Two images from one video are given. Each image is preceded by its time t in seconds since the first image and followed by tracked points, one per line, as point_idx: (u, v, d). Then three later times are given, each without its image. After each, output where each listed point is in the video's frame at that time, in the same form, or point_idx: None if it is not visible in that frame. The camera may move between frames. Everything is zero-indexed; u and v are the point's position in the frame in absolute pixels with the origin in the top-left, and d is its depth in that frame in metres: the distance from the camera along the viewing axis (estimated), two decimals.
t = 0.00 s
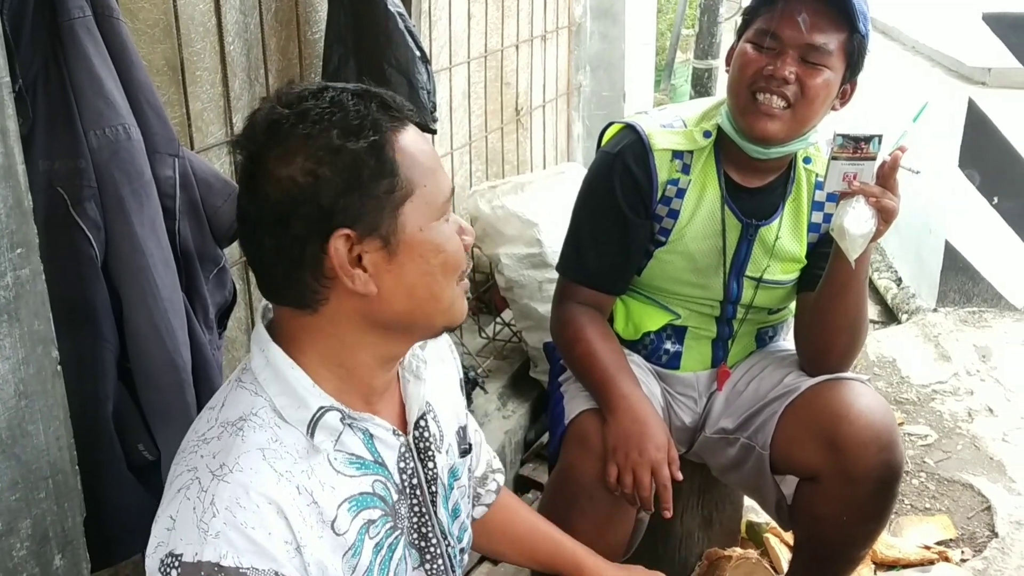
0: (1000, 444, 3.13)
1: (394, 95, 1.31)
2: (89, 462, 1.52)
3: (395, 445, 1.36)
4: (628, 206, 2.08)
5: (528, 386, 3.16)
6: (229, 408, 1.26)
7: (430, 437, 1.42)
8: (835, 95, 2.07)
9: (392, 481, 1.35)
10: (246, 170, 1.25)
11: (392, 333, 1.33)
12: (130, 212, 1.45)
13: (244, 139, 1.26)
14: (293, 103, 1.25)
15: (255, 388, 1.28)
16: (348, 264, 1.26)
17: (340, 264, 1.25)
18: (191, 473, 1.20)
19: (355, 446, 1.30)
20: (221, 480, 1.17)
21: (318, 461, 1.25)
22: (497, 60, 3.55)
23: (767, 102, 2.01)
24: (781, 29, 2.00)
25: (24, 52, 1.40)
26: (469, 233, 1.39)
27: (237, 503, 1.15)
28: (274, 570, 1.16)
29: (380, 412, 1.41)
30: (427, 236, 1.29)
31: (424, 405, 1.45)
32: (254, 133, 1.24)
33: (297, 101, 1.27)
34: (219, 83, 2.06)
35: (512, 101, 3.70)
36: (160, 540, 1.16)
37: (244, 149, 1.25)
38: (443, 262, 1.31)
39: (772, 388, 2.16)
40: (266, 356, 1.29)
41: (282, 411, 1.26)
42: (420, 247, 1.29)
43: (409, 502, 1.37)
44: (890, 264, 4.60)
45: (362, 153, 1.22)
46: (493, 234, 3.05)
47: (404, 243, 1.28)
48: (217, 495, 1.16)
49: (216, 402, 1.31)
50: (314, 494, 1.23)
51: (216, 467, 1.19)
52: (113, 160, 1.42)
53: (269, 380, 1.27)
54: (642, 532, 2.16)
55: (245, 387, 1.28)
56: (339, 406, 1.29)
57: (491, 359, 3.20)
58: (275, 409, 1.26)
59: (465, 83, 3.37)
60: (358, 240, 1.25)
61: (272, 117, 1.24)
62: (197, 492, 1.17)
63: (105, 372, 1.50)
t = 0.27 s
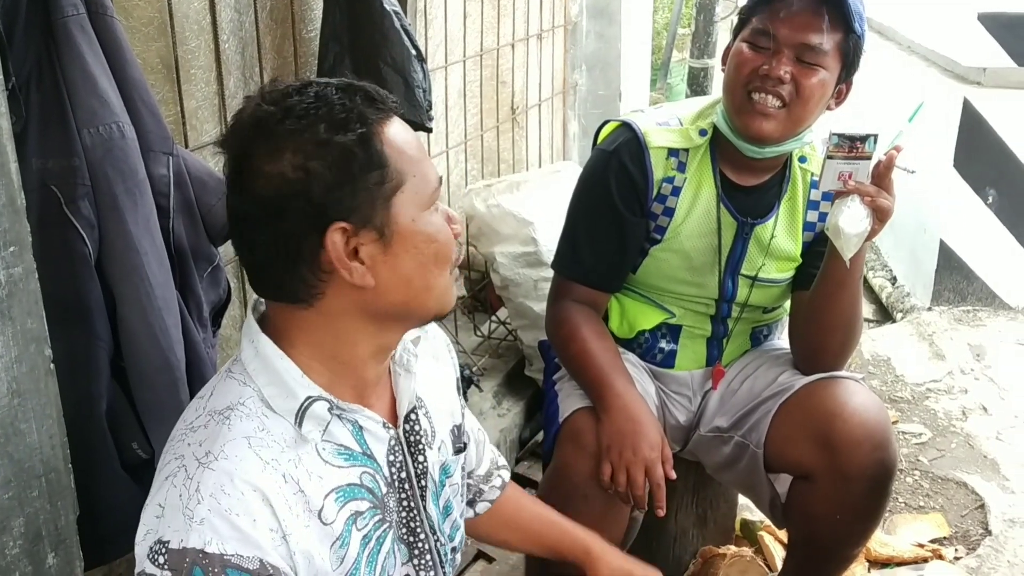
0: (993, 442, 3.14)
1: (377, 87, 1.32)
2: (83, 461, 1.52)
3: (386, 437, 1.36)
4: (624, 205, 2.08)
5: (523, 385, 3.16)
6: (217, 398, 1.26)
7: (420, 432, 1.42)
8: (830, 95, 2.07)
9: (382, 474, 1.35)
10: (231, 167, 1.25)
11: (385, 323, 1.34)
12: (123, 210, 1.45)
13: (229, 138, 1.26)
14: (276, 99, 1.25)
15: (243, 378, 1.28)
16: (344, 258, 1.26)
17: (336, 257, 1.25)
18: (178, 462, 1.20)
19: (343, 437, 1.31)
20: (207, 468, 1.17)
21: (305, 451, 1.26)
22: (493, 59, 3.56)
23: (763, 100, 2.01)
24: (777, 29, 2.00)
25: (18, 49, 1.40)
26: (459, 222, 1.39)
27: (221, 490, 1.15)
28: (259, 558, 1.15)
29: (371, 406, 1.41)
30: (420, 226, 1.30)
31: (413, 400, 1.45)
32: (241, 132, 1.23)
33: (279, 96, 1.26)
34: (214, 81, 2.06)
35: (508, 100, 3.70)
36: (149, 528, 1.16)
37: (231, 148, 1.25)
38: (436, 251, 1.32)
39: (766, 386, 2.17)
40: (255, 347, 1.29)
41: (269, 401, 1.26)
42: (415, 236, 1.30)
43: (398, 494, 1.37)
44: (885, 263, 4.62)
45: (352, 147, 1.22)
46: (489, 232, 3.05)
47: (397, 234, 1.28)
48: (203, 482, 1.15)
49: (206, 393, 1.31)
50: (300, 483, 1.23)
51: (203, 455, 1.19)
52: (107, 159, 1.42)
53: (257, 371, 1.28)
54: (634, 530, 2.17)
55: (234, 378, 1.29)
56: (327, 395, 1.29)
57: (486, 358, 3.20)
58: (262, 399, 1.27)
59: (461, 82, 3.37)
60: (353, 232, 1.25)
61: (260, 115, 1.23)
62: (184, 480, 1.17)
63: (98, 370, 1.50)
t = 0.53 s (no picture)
0: (991, 442, 3.14)
1: (372, 87, 1.32)
2: (79, 461, 1.52)
3: (396, 426, 1.37)
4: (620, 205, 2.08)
5: (521, 385, 3.16)
6: (238, 400, 1.25)
7: (425, 418, 1.46)
8: (828, 95, 2.07)
9: (395, 462, 1.36)
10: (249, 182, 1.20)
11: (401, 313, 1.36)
12: (119, 209, 1.45)
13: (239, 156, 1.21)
14: (286, 111, 1.23)
15: (261, 378, 1.28)
16: (382, 262, 1.26)
17: (373, 261, 1.25)
18: (210, 468, 1.18)
19: (361, 428, 1.31)
20: (245, 471, 1.15)
21: (332, 445, 1.26)
22: (491, 58, 3.55)
23: (761, 100, 2.01)
24: (774, 29, 2.00)
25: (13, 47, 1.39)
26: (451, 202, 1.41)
27: (265, 492, 1.14)
28: (302, 557, 1.15)
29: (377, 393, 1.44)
30: (436, 218, 1.32)
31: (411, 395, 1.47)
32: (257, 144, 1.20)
33: (285, 108, 1.24)
34: (211, 80, 2.06)
35: (506, 99, 3.70)
36: (181, 536, 1.14)
37: (241, 162, 1.21)
38: (449, 237, 1.36)
39: (764, 386, 2.17)
40: (268, 347, 1.29)
41: (295, 398, 1.26)
42: (435, 229, 1.33)
43: (411, 482, 1.40)
44: (883, 263, 4.62)
45: (382, 153, 1.22)
46: (486, 232, 3.06)
47: (422, 230, 1.30)
48: (244, 486, 1.14)
49: (217, 396, 1.30)
50: (332, 478, 1.23)
51: (237, 458, 1.18)
52: (103, 158, 1.42)
53: (277, 370, 1.27)
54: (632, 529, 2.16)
55: (249, 379, 1.28)
56: (349, 389, 1.29)
57: (484, 358, 3.20)
58: (286, 398, 1.26)
59: (458, 82, 3.37)
60: (388, 236, 1.25)
61: (277, 127, 1.20)
62: (223, 485, 1.15)
63: (95, 370, 1.49)
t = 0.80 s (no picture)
0: (988, 442, 3.14)
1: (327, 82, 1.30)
2: (76, 460, 1.52)
3: (381, 418, 1.38)
4: (615, 206, 2.08)
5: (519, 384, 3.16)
6: (221, 398, 1.25)
7: (410, 412, 1.48)
8: (823, 96, 2.07)
9: (381, 455, 1.37)
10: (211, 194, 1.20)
11: (377, 305, 1.35)
12: (117, 209, 1.44)
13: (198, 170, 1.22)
14: (240, 118, 1.21)
15: (242, 376, 1.28)
16: (355, 255, 1.25)
17: (347, 257, 1.25)
18: (194, 466, 1.17)
19: (345, 422, 1.31)
20: (229, 468, 1.15)
21: (317, 438, 1.26)
22: (489, 58, 3.55)
23: (754, 102, 2.01)
24: (768, 31, 2.00)
25: (10, 46, 1.39)
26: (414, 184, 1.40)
27: (249, 488, 1.14)
28: (288, 552, 1.15)
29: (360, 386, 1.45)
30: (403, 203, 1.32)
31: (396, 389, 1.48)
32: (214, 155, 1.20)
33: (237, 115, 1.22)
34: (209, 79, 2.06)
35: (504, 99, 3.70)
36: (167, 534, 1.13)
37: (220, 162, 1.20)
38: (417, 221, 1.35)
39: (761, 384, 2.17)
40: (249, 345, 1.29)
41: (276, 394, 1.26)
42: (404, 212, 1.32)
43: (398, 474, 1.41)
44: (880, 262, 4.63)
45: (340, 151, 1.21)
46: (484, 232, 3.06)
47: (390, 218, 1.30)
48: (228, 483, 1.14)
49: (199, 397, 1.30)
50: (317, 471, 1.23)
51: (221, 455, 1.17)
52: (101, 157, 1.42)
53: (258, 367, 1.28)
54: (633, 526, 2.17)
55: (230, 378, 1.28)
56: (332, 382, 1.30)
57: (482, 357, 3.19)
58: (269, 394, 1.26)
59: (456, 82, 3.37)
60: (358, 228, 1.25)
61: (231, 137, 1.19)
62: (208, 482, 1.15)
63: (92, 370, 1.49)
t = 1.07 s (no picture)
0: (987, 442, 3.14)
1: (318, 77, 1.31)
2: (72, 459, 1.52)
3: (363, 421, 1.37)
4: (613, 204, 2.07)
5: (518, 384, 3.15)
6: (196, 399, 1.24)
7: (396, 412, 1.45)
8: (820, 95, 2.07)
9: (364, 458, 1.35)
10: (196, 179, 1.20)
11: (360, 303, 1.34)
12: (115, 209, 1.44)
13: (183, 156, 1.21)
14: (228, 106, 1.22)
15: (218, 376, 1.27)
16: (337, 251, 1.25)
17: (329, 251, 1.24)
18: (167, 466, 1.17)
19: (324, 424, 1.30)
20: (200, 468, 1.15)
21: (294, 439, 1.26)
22: (488, 57, 3.55)
23: (750, 101, 2.00)
24: (764, 30, 2.00)
25: (6, 44, 1.39)
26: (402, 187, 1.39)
27: (219, 488, 1.14)
28: (261, 554, 1.14)
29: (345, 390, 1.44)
30: (388, 203, 1.31)
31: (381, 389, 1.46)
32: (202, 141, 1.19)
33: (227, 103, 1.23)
34: (206, 78, 2.05)
35: (503, 98, 3.70)
36: (141, 534, 1.14)
37: (212, 153, 1.19)
38: (403, 222, 1.34)
39: (760, 384, 2.17)
40: (226, 345, 1.28)
41: (253, 394, 1.26)
42: (389, 213, 1.31)
43: (383, 477, 1.39)
44: (880, 262, 4.62)
45: (326, 141, 1.21)
46: (483, 231, 3.05)
47: (374, 217, 1.29)
48: (199, 483, 1.14)
49: (177, 396, 1.29)
50: (293, 472, 1.22)
51: (193, 455, 1.17)
52: (98, 156, 1.42)
53: (235, 367, 1.27)
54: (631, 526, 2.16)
55: (208, 378, 1.27)
56: (310, 382, 1.29)
57: (481, 356, 3.19)
58: (245, 394, 1.26)
59: (455, 81, 3.36)
60: (341, 223, 1.25)
61: (219, 122, 1.19)
62: (179, 482, 1.15)
63: (88, 369, 1.49)
